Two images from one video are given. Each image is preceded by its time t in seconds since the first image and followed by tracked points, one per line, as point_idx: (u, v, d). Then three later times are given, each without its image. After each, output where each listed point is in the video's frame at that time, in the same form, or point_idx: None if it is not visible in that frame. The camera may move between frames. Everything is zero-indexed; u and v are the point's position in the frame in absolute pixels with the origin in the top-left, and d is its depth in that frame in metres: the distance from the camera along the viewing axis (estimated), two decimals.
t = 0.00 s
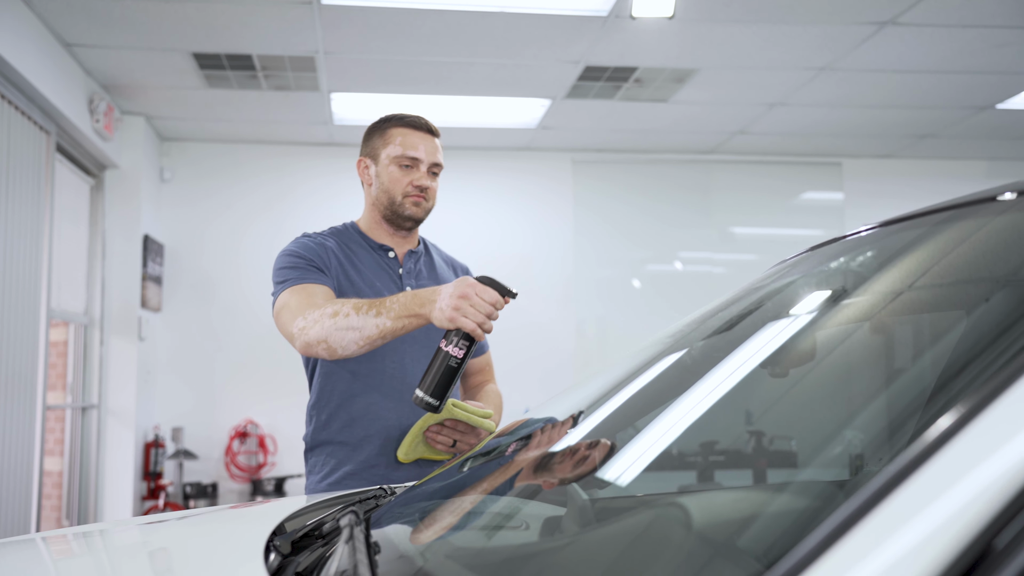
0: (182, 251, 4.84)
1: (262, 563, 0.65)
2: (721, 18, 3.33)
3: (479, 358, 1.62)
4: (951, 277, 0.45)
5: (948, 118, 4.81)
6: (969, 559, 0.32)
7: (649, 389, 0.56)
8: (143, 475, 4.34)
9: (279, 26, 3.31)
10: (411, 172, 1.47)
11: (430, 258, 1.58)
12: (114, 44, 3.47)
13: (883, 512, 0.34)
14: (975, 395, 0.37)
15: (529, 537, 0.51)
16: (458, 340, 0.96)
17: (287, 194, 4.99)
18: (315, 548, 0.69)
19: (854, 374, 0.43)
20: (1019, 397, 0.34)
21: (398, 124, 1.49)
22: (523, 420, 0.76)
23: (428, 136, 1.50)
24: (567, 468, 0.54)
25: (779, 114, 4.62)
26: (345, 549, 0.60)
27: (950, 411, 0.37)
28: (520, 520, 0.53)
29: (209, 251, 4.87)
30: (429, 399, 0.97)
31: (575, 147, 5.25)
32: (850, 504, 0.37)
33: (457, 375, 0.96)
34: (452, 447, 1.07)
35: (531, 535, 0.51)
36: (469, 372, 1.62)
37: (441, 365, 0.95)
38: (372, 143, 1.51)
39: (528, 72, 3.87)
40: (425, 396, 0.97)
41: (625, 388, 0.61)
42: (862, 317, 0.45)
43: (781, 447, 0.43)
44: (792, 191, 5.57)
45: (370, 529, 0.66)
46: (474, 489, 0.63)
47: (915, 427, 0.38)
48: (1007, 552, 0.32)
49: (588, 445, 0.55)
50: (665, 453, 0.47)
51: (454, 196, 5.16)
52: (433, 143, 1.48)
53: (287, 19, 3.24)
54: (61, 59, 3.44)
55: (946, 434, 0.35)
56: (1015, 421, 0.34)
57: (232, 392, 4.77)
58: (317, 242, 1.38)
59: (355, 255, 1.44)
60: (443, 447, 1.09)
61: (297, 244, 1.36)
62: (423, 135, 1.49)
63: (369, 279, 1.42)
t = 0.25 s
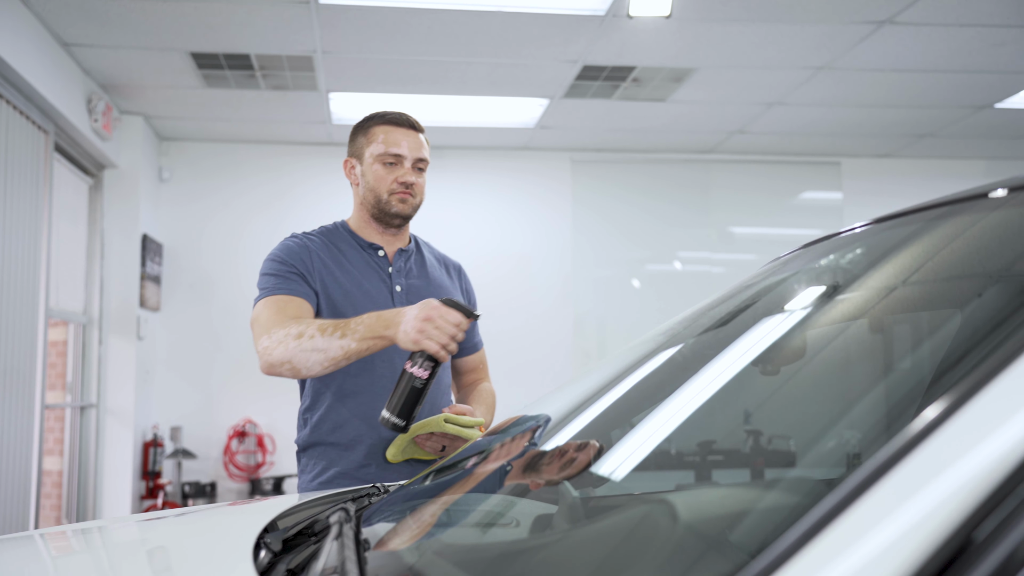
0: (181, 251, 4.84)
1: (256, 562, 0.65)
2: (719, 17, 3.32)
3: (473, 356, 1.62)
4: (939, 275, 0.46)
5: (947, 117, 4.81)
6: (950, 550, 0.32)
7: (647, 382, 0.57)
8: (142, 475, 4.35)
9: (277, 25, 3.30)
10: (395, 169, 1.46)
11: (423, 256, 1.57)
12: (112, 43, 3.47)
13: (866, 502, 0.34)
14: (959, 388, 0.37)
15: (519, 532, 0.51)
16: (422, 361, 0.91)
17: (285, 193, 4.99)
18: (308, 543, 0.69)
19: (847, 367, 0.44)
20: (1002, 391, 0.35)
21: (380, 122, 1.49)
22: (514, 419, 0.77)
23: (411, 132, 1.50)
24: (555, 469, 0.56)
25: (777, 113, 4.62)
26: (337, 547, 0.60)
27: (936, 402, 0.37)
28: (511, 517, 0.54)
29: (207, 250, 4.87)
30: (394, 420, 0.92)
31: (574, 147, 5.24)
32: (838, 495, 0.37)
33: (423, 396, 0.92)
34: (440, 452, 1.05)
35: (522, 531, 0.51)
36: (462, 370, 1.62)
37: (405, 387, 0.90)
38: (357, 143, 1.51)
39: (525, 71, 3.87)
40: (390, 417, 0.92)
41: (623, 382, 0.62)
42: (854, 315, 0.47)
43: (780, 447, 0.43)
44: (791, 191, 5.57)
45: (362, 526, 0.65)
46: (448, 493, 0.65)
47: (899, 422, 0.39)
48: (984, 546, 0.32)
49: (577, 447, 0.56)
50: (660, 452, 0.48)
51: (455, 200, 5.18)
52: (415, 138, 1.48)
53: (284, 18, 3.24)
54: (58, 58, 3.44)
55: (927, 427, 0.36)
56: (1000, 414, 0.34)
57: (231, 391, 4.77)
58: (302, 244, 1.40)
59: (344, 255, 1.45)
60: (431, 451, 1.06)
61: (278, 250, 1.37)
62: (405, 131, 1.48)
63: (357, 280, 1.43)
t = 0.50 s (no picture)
0: (196, 250, 4.87)
1: (265, 557, 0.65)
2: (731, 17, 3.32)
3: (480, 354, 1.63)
4: (950, 269, 0.46)
5: (962, 115, 4.78)
6: (953, 541, 0.33)
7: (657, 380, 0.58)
8: (158, 473, 4.34)
9: (289, 25, 3.31)
10: (393, 166, 1.48)
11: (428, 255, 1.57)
12: (126, 44, 3.49)
13: (869, 496, 0.35)
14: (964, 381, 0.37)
15: (526, 532, 0.51)
16: (381, 386, 0.97)
17: (298, 193, 5.00)
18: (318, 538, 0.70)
19: (856, 362, 0.44)
20: (1003, 388, 0.35)
21: (375, 121, 1.51)
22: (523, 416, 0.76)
23: (406, 129, 1.51)
24: (559, 472, 0.55)
25: (791, 112, 4.61)
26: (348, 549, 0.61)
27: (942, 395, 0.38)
28: (519, 516, 0.53)
29: (221, 250, 4.90)
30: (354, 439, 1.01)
31: (587, 146, 5.24)
32: (842, 486, 0.37)
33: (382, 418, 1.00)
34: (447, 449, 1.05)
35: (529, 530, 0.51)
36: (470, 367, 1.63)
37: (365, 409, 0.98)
38: (356, 143, 1.53)
39: (537, 71, 3.87)
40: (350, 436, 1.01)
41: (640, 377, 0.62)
42: (864, 311, 0.47)
43: (795, 447, 0.42)
44: (806, 190, 5.55)
45: (372, 526, 0.67)
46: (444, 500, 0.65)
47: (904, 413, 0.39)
48: (986, 540, 0.33)
49: (582, 450, 0.56)
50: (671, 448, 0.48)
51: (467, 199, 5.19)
52: (410, 134, 1.49)
53: (297, 19, 3.25)
54: (74, 60, 3.46)
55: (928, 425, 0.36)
56: (999, 412, 0.34)
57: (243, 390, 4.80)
58: (305, 245, 1.41)
59: (349, 254, 1.45)
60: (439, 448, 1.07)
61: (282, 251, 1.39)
62: (401, 128, 1.50)
63: (362, 279, 1.42)
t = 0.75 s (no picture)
0: (227, 251, 4.93)
1: (289, 554, 0.65)
2: (759, 13, 3.29)
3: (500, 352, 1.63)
4: (978, 266, 0.47)
5: (995, 112, 4.70)
6: (973, 540, 0.31)
7: (681, 382, 0.60)
8: (190, 471, 4.39)
9: (317, 27, 3.34)
10: (406, 165, 1.48)
11: (449, 253, 1.56)
12: (158, 48, 3.54)
13: (883, 496, 0.33)
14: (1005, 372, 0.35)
15: (549, 526, 0.52)
16: (377, 388, 0.98)
17: (326, 193, 5.04)
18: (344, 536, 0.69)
19: (881, 358, 0.46)
20: None
21: (386, 121, 1.51)
22: (551, 414, 0.77)
23: (416, 126, 1.51)
24: (576, 476, 0.58)
25: (820, 110, 4.57)
26: (373, 545, 0.60)
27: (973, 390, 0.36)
28: (542, 513, 0.54)
29: (250, 250, 4.94)
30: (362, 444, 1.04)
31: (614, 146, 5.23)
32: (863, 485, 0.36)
33: (383, 420, 1.01)
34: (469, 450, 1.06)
35: (553, 524, 0.52)
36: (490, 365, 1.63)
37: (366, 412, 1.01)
38: (369, 145, 1.54)
39: (564, 70, 3.86)
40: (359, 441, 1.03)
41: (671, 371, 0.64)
42: (891, 310, 0.49)
43: (825, 447, 0.43)
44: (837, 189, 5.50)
45: (396, 523, 0.66)
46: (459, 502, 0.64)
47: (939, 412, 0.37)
48: (1011, 538, 0.30)
49: (601, 456, 0.58)
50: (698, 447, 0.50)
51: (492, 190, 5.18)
52: (420, 131, 1.49)
53: (326, 20, 3.28)
54: (107, 63, 3.52)
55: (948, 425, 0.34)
56: (1013, 417, 0.33)
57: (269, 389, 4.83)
58: (327, 247, 1.41)
59: (371, 255, 1.45)
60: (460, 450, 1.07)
61: (305, 251, 1.40)
62: (411, 126, 1.50)
63: (383, 279, 1.43)
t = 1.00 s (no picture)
0: (259, 252, 4.98)
1: (313, 551, 0.65)
2: (788, 10, 3.26)
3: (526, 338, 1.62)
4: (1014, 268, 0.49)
5: None
6: (986, 542, 0.31)
7: (705, 377, 0.58)
8: (223, 470, 4.45)
9: (347, 29, 3.37)
10: (416, 166, 1.45)
11: (466, 250, 1.56)
12: (191, 51, 3.59)
13: (897, 496, 0.33)
14: None
15: (573, 526, 0.55)
16: (405, 358, 0.98)
17: (355, 195, 5.07)
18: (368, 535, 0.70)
19: (917, 354, 0.47)
20: None
21: (392, 122, 1.49)
22: (579, 413, 0.77)
23: (423, 124, 1.49)
24: (592, 484, 0.60)
25: (853, 108, 4.52)
26: (397, 544, 0.61)
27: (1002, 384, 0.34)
28: (564, 514, 0.57)
29: (281, 251, 4.99)
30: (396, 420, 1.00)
31: (643, 145, 5.20)
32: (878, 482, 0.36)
33: (416, 393, 1.00)
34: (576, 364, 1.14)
35: (576, 524, 0.55)
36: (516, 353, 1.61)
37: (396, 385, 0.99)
38: (379, 146, 1.52)
39: (593, 70, 3.86)
40: (392, 418, 1.00)
41: (692, 368, 0.62)
42: (920, 309, 0.50)
43: (857, 447, 0.44)
44: (869, 186, 5.45)
45: (420, 526, 0.66)
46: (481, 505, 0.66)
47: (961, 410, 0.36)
48: None
49: (615, 462, 0.61)
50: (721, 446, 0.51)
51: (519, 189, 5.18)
52: (427, 129, 1.46)
53: (354, 22, 3.30)
54: (142, 68, 3.58)
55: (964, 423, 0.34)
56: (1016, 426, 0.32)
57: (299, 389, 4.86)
58: (347, 248, 1.42)
59: (388, 256, 1.46)
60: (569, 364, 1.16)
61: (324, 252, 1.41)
62: (418, 125, 1.47)
63: (402, 281, 1.44)
